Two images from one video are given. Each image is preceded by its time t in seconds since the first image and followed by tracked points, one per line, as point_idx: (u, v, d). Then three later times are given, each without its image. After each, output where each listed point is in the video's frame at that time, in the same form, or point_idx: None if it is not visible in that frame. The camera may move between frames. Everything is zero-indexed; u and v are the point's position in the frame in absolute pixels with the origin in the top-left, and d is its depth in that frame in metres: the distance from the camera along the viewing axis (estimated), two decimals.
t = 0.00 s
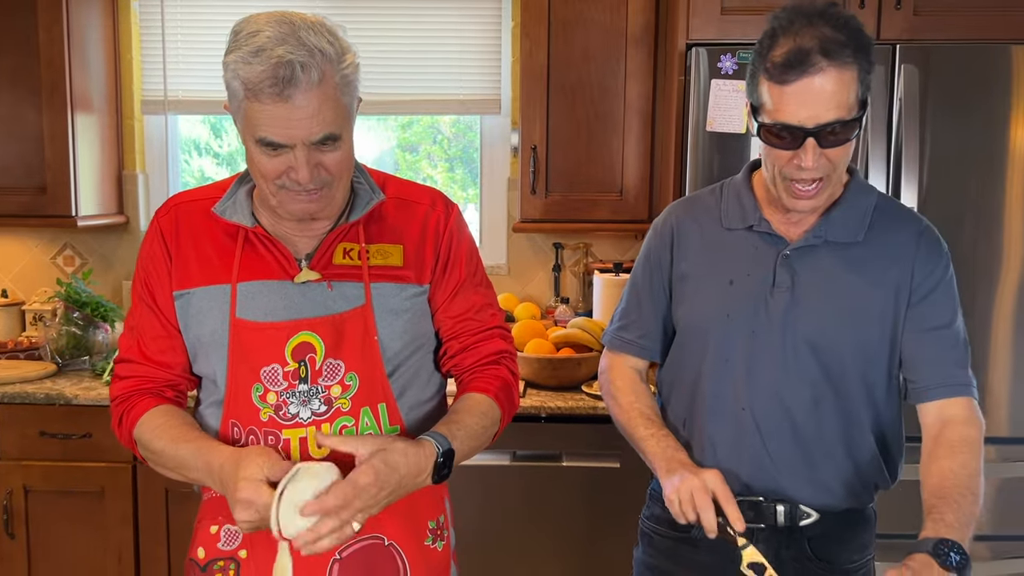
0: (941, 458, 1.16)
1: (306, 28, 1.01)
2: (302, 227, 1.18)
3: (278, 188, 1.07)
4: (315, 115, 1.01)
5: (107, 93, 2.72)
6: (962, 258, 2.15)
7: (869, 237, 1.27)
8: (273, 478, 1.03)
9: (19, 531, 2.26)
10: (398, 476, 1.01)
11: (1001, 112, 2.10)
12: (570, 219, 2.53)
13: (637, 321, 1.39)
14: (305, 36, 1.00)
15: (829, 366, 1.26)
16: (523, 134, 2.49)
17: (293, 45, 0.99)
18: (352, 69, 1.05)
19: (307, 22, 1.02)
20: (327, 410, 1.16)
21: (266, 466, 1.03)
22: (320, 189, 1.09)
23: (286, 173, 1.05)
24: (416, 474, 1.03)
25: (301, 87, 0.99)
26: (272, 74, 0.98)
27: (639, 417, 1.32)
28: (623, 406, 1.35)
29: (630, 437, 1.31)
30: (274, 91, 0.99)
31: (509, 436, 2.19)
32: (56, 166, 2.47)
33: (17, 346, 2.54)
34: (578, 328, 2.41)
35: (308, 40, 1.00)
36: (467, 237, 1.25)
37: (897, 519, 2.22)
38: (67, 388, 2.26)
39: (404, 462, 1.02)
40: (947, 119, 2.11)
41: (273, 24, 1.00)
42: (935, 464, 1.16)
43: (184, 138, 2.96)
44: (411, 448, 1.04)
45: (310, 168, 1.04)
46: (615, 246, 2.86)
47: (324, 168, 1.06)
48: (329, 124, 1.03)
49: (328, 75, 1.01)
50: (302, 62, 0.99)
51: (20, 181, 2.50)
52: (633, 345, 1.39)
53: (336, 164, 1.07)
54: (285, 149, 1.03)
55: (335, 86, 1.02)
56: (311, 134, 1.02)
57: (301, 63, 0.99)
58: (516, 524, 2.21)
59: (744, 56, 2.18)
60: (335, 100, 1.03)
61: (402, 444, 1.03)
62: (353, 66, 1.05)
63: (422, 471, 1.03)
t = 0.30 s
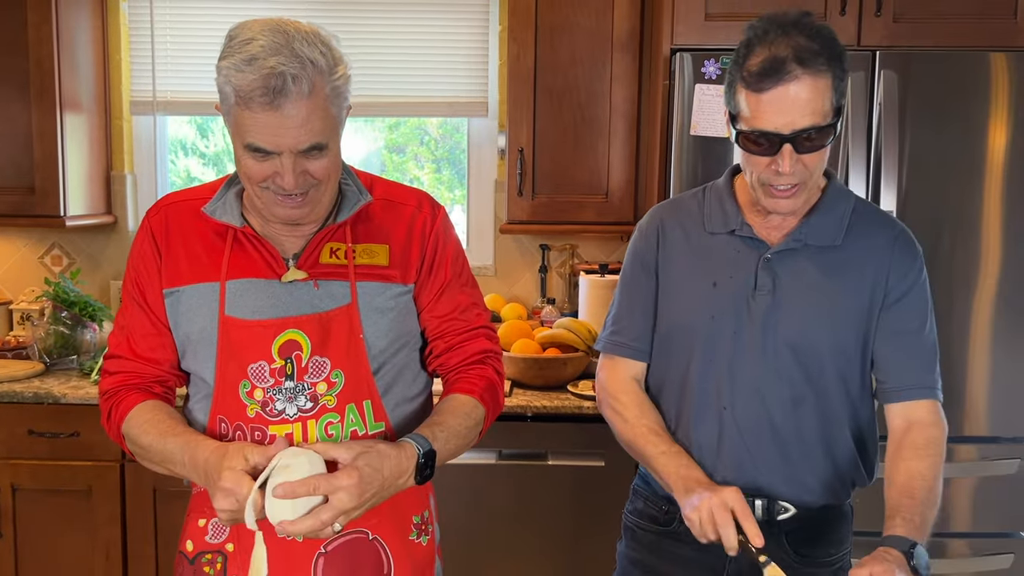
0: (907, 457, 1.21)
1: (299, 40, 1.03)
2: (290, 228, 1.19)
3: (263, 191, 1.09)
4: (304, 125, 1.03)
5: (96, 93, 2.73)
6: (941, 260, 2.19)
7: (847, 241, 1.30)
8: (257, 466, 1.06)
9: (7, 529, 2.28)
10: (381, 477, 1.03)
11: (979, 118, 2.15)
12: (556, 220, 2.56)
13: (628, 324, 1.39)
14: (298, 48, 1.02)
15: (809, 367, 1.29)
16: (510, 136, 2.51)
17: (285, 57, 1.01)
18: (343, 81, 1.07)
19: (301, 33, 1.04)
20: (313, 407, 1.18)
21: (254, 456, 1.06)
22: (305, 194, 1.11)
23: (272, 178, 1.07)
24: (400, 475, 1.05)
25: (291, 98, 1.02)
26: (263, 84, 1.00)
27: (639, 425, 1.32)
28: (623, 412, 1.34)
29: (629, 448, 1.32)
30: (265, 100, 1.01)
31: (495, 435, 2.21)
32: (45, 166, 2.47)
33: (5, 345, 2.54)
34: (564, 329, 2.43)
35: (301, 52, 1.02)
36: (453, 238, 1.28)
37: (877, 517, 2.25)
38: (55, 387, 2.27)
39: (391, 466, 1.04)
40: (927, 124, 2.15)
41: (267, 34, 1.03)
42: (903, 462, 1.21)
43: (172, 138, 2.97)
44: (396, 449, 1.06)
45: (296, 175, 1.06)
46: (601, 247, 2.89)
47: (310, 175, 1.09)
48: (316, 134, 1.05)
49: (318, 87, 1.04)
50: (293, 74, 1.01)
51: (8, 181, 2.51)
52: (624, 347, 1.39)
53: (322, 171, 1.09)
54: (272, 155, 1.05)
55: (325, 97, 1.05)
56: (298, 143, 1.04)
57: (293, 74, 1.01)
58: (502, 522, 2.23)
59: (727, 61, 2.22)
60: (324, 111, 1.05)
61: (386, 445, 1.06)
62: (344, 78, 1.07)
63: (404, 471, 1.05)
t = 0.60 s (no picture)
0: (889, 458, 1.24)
1: (296, 45, 1.04)
2: (286, 229, 1.20)
3: (260, 194, 1.11)
4: (301, 130, 1.05)
5: (91, 93, 2.74)
6: (931, 263, 2.21)
7: (836, 244, 1.32)
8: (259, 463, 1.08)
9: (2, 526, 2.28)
10: (378, 485, 1.04)
11: (968, 122, 2.17)
12: (549, 222, 2.57)
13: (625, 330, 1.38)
14: (295, 54, 1.04)
15: (800, 368, 1.31)
16: (504, 137, 2.53)
17: (282, 64, 1.02)
18: (339, 86, 1.09)
19: (298, 39, 1.05)
20: (306, 406, 1.19)
21: (260, 455, 1.09)
22: (302, 197, 1.12)
23: (268, 182, 1.09)
24: (395, 480, 1.06)
25: (287, 104, 1.03)
26: (259, 91, 1.02)
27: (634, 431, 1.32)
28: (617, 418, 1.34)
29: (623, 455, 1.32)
30: (262, 106, 1.03)
31: (489, 435, 2.22)
32: (40, 166, 2.48)
33: None
34: (558, 329, 2.45)
35: (298, 58, 1.03)
36: (446, 238, 1.29)
37: (867, 517, 2.28)
38: (50, 386, 2.28)
39: (385, 471, 1.05)
40: (917, 128, 2.17)
41: (263, 40, 1.04)
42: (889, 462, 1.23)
43: (165, 138, 2.97)
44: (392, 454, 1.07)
45: (291, 179, 1.08)
46: (594, 249, 2.90)
47: (306, 178, 1.10)
48: (312, 139, 1.06)
49: (315, 93, 1.05)
50: (289, 81, 1.02)
51: (4, 180, 2.52)
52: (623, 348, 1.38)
53: (318, 174, 1.10)
54: (268, 160, 1.06)
55: (321, 102, 1.06)
56: (294, 148, 1.06)
57: (289, 82, 1.02)
58: (495, 521, 2.25)
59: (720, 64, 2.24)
60: (321, 116, 1.06)
61: (380, 452, 1.06)
62: (341, 84, 1.09)
63: (400, 476, 1.06)
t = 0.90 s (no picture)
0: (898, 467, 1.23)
1: (295, 48, 1.05)
2: (284, 230, 1.21)
3: (260, 196, 1.11)
4: (300, 133, 1.05)
5: (89, 93, 2.74)
6: (926, 266, 2.22)
7: (830, 245, 1.33)
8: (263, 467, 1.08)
9: None
10: (374, 493, 1.05)
11: (963, 126, 2.18)
12: (546, 224, 2.58)
13: (610, 330, 1.43)
14: (294, 57, 1.04)
15: (795, 369, 1.31)
16: (502, 139, 2.53)
17: (282, 67, 1.03)
18: (338, 89, 1.09)
19: (297, 42, 1.06)
20: (304, 407, 1.20)
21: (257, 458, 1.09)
22: (301, 199, 1.13)
23: (268, 184, 1.09)
24: (389, 483, 1.07)
25: (288, 107, 1.03)
26: (260, 94, 1.02)
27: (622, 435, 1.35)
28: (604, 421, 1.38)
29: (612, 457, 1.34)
30: (262, 109, 1.03)
31: (485, 436, 2.23)
32: (38, 166, 2.48)
33: None
34: (555, 331, 2.46)
35: (297, 60, 1.04)
36: (443, 240, 1.30)
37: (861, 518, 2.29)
38: (47, 386, 2.28)
39: (378, 475, 1.06)
40: (912, 132, 2.18)
41: (263, 43, 1.04)
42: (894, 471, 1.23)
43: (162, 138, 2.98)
44: (387, 459, 1.07)
45: (291, 181, 1.08)
46: (591, 251, 2.91)
47: (305, 180, 1.10)
48: (312, 142, 1.07)
49: (314, 96, 1.05)
50: (290, 84, 1.03)
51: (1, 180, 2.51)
52: (607, 351, 1.43)
53: (317, 177, 1.11)
54: (268, 163, 1.07)
55: (320, 105, 1.06)
56: (294, 150, 1.06)
57: (289, 85, 1.03)
58: (491, 523, 2.25)
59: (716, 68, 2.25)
60: (320, 119, 1.07)
61: (375, 459, 1.06)
62: (340, 87, 1.09)
63: (395, 479, 1.07)
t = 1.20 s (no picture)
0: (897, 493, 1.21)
1: (294, 50, 1.05)
2: (283, 232, 1.21)
3: (259, 199, 1.11)
4: (300, 135, 1.05)
5: (87, 92, 2.73)
6: (925, 267, 2.22)
7: (824, 249, 1.32)
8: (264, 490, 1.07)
9: None
10: (366, 517, 1.07)
11: (963, 128, 2.18)
12: (545, 224, 2.58)
13: (608, 327, 1.48)
14: (293, 59, 1.04)
15: (783, 373, 1.31)
16: (501, 140, 2.53)
17: (281, 69, 1.03)
18: (338, 92, 1.09)
19: (296, 44, 1.06)
20: (300, 407, 1.19)
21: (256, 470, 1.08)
22: (300, 201, 1.13)
23: (267, 187, 1.09)
24: (381, 507, 1.09)
25: (287, 109, 1.03)
26: (259, 96, 1.02)
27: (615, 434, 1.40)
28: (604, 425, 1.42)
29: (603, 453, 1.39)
30: (261, 111, 1.03)
31: (483, 437, 2.23)
32: (37, 165, 2.48)
33: None
34: (553, 332, 2.46)
35: (296, 63, 1.04)
36: (445, 246, 1.30)
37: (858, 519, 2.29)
38: (44, 385, 2.27)
39: (371, 502, 1.07)
40: (911, 135, 2.18)
41: (262, 45, 1.04)
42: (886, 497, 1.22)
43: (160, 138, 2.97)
44: (381, 482, 1.09)
45: (290, 184, 1.08)
46: (590, 251, 2.91)
47: (304, 183, 1.10)
48: (311, 144, 1.06)
49: (313, 98, 1.05)
50: (289, 86, 1.03)
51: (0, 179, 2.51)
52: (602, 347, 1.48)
53: (317, 179, 1.11)
54: (267, 165, 1.07)
55: (319, 107, 1.06)
56: (293, 153, 1.06)
57: (288, 87, 1.03)
58: (488, 524, 2.25)
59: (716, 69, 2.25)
60: (319, 122, 1.06)
61: (370, 484, 1.08)
62: (339, 89, 1.09)
63: (387, 502, 1.09)
